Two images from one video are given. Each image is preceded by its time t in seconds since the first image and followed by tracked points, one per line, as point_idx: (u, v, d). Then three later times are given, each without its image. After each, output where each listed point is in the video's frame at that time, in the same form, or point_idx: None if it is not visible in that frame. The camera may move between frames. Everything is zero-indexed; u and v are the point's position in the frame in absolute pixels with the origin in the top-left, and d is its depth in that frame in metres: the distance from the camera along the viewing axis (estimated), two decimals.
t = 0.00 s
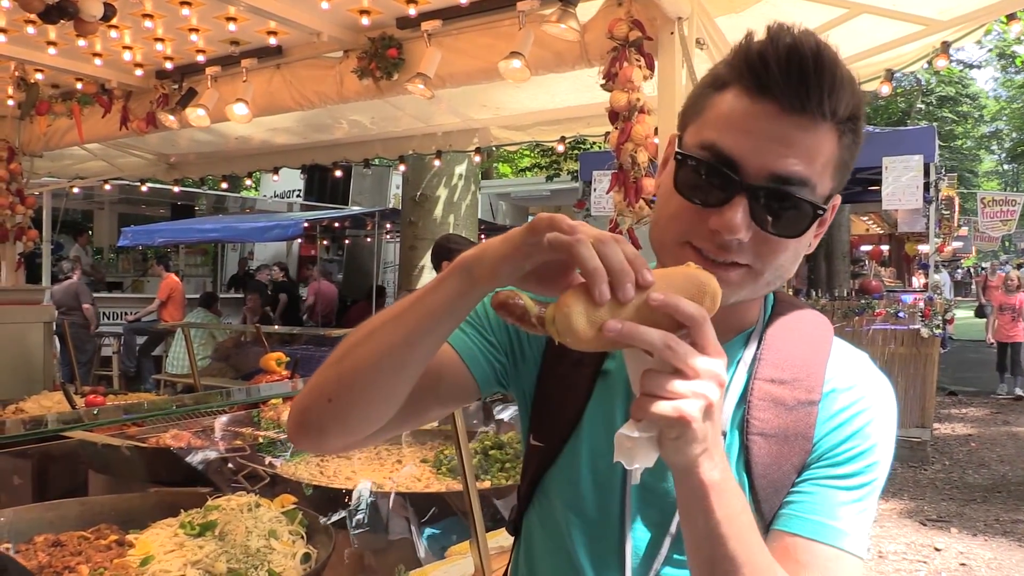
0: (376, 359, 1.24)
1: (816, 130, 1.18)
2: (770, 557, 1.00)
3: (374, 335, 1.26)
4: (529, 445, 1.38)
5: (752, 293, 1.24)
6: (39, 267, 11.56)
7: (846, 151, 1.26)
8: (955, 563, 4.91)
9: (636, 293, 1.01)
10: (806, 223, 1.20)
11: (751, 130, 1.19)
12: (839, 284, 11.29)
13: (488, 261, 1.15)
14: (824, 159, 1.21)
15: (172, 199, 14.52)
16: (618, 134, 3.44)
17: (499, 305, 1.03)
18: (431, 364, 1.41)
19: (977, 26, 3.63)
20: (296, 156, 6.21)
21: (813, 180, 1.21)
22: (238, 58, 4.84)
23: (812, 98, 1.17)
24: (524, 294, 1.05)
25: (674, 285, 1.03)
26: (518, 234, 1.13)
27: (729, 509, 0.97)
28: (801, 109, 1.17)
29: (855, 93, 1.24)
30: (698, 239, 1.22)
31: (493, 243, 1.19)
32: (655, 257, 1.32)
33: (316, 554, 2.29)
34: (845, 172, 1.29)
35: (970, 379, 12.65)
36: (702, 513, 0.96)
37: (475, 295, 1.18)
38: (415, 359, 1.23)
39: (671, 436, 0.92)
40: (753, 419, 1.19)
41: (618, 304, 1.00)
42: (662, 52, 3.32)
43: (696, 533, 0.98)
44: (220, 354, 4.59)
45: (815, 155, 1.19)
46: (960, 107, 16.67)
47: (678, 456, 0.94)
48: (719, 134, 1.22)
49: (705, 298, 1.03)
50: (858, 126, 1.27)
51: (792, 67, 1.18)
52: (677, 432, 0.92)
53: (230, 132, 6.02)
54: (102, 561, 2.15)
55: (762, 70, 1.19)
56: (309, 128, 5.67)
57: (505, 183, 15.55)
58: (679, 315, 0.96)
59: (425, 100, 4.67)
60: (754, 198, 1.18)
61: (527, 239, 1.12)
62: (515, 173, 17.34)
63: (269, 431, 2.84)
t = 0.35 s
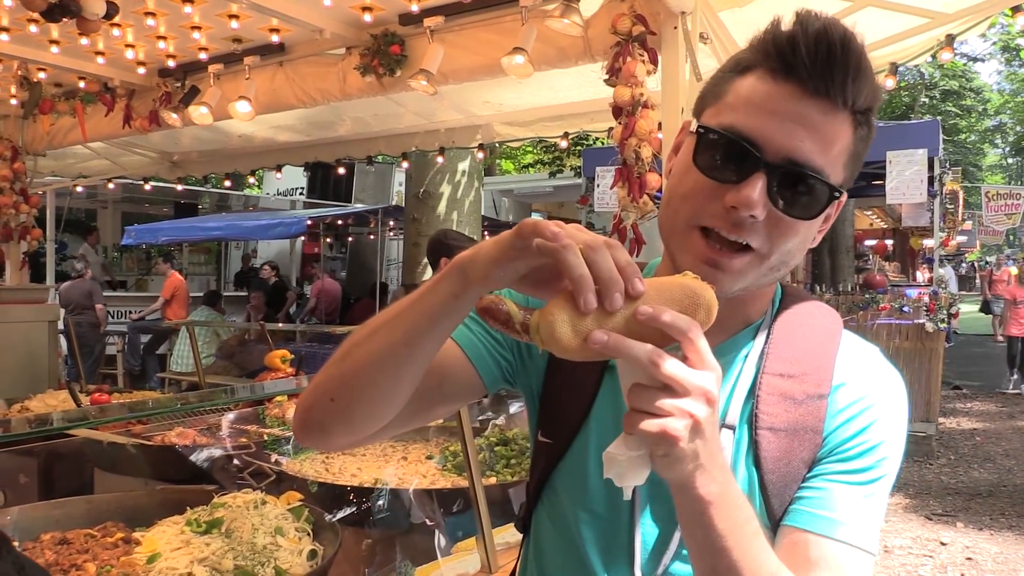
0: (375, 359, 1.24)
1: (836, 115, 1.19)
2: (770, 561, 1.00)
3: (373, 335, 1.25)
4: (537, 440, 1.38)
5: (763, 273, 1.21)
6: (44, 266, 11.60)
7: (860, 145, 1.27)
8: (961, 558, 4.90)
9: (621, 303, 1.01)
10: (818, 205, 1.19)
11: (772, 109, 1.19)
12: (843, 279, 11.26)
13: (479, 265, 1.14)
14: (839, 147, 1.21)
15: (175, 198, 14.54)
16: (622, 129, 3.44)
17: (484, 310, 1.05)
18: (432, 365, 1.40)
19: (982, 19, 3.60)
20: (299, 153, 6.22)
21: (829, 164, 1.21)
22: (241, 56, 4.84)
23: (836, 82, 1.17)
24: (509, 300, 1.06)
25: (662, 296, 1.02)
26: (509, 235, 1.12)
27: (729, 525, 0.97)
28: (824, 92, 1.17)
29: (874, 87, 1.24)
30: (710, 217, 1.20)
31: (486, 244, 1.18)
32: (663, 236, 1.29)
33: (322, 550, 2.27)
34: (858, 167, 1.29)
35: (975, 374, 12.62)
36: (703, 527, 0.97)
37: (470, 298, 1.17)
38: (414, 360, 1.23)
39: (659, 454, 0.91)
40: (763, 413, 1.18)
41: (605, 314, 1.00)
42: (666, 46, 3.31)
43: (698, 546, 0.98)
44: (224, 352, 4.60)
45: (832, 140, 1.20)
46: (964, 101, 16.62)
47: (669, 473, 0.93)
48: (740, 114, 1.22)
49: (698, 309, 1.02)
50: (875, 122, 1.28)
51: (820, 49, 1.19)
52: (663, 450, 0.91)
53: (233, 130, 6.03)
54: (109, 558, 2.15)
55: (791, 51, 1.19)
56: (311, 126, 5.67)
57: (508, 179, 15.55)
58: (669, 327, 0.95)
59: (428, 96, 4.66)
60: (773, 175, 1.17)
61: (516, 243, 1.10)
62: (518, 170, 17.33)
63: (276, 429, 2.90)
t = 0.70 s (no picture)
0: (373, 356, 1.24)
1: (819, 95, 1.18)
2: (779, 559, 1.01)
3: (372, 333, 1.26)
4: (544, 439, 1.39)
5: (763, 262, 1.20)
6: (48, 264, 11.64)
7: (852, 121, 1.25)
8: (965, 554, 4.90)
9: (617, 300, 1.00)
10: (812, 187, 1.18)
11: (754, 97, 1.20)
12: (847, 276, 11.24)
13: (473, 265, 1.12)
14: (827, 127, 1.20)
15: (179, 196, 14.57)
16: (625, 126, 3.44)
17: (479, 319, 1.07)
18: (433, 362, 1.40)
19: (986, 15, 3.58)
20: (303, 151, 6.23)
21: (820, 144, 1.20)
22: (245, 54, 4.85)
23: (815, 63, 1.18)
24: (503, 308, 1.07)
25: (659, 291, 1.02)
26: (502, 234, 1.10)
27: (733, 528, 0.98)
28: (803, 75, 1.18)
29: (856, 64, 1.24)
30: (705, 210, 1.19)
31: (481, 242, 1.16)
32: (665, 231, 1.29)
33: (328, 547, 2.30)
34: (852, 144, 1.28)
35: (979, 371, 12.59)
36: (705, 532, 0.97)
37: (466, 298, 1.16)
38: (411, 359, 1.22)
39: (663, 457, 0.93)
40: (769, 411, 1.19)
41: (603, 309, 1.00)
42: (670, 44, 3.31)
43: (702, 550, 0.99)
44: (229, 350, 4.62)
45: (818, 122, 1.19)
46: (969, 97, 16.58)
47: (671, 476, 0.95)
48: (722, 106, 1.23)
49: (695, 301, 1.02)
50: (864, 98, 1.27)
51: (793, 35, 1.20)
52: (667, 452, 0.92)
53: (237, 128, 6.05)
54: (116, 555, 2.16)
55: (765, 40, 1.20)
56: (314, 123, 5.68)
57: (511, 176, 15.55)
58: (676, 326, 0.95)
59: (432, 93, 4.66)
60: (760, 161, 1.17)
61: (508, 244, 1.08)
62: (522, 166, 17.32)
63: (281, 426, 2.84)
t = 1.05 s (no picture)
0: (381, 348, 1.26)
1: (811, 100, 1.18)
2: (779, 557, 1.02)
3: (378, 325, 1.28)
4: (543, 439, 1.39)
5: (756, 271, 1.21)
6: (51, 263, 11.66)
7: (850, 125, 1.25)
8: (966, 554, 4.90)
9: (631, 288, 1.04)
10: (807, 193, 1.18)
11: (746, 103, 1.20)
12: (849, 275, 11.22)
13: (488, 257, 1.17)
14: (821, 132, 1.20)
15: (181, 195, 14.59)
16: (626, 126, 3.44)
17: (497, 305, 1.04)
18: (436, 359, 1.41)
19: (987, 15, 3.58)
20: (305, 151, 6.24)
21: (814, 150, 1.20)
22: (247, 54, 4.87)
23: (806, 66, 1.17)
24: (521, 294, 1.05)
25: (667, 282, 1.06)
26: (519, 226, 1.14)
27: (740, 515, 0.99)
28: (795, 80, 1.17)
29: (851, 66, 1.23)
30: (698, 221, 1.21)
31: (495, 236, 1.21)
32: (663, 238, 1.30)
33: (328, 546, 2.31)
34: (850, 149, 1.27)
35: (982, 370, 12.58)
36: (713, 516, 0.98)
37: (477, 289, 1.20)
38: (418, 350, 1.25)
39: (683, 432, 0.94)
40: (767, 414, 1.19)
41: (623, 298, 1.03)
42: (671, 43, 3.31)
43: (707, 538, 1.00)
44: (231, 349, 4.63)
45: (810, 128, 1.19)
46: (971, 97, 16.56)
47: (687, 455, 0.96)
48: (713, 115, 1.24)
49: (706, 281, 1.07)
50: (861, 101, 1.26)
51: (784, 38, 1.19)
52: (689, 428, 0.94)
53: (239, 128, 6.06)
54: (118, 553, 2.17)
55: (756, 45, 1.20)
56: (316, 123, 5.69)
57: (513, 176, 15.55)
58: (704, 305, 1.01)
59: (434, 93, 4.68)
60: (750, 168, 1.17)
61: (526, 235, 1.12)
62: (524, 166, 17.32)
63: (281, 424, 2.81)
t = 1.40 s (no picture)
0: (393, 350, 1.28)
1: (817, 118, 1.18)
2: (778, 559, 1.03)
3: (391, 326, 1.30)
4: (543, 442, 1.39)
5: (752, 287, 1.22)
6: (52, 265, 11.67)
7: (855, 148, 1.25)
8: (966, 558, 4.90)
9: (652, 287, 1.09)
10: (805, 214, 1.19)
11: (751, 117, 1.20)
12: (850, 278, 11.23)
13: (510, 261, 1.22)
14: (825, 153, 1.21)
15: (182, 197, 14.60)
16: (626, 129, 3.46)
17: (525, 303, 1.14)
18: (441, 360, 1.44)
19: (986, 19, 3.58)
20: (306, 153, 6.26)
21: (815, 170, 1.20)
22: (247, 57, 4.88)
23: (814, 84, 1.17)
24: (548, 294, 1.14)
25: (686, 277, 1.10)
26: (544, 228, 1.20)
27: (742, 510, 1.02)
28: (802, 97, 1.17)
29: (861, 87, 1.23)
30: (697, 234, 1.22)
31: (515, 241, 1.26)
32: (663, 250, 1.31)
33: (327, 549, 2.30)
34: (854, 174, 1.27)
35: (982, 373, 12.57)
36: (717, 510, 1.02)
37: (494, 292, 1.25)
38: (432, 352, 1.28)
39: (697, 419, 1.00)
40: (768, 421, 1.20)
41: (645, 297, 1.08)
42: (670, 47, 3.32)
43: (711, 532, 1.03)
44: (232, 351, 4.64)
45: (814, 147, 1.19)
46: (972, 100, 16.57)
47: (699, 444, 1.01)
48: (719, 127, 1.24)
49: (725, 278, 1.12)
50: (869, 124, 1.26)
51: (795, 53, 1.19)
52: (702, 417, 1.00)
53: (239, 131, 6.07)
54: (118, 555, 2.18)
55: (766, 58, 1.20)
56: (316, 126, 5.71)
57: (514, 178, 15.57)
58: (724, 300, 1.05)
59: (434, 97, 4.69)
60: (751, 184, 1.18)
61: (552, 235, 1.18)
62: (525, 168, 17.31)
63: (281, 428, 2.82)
